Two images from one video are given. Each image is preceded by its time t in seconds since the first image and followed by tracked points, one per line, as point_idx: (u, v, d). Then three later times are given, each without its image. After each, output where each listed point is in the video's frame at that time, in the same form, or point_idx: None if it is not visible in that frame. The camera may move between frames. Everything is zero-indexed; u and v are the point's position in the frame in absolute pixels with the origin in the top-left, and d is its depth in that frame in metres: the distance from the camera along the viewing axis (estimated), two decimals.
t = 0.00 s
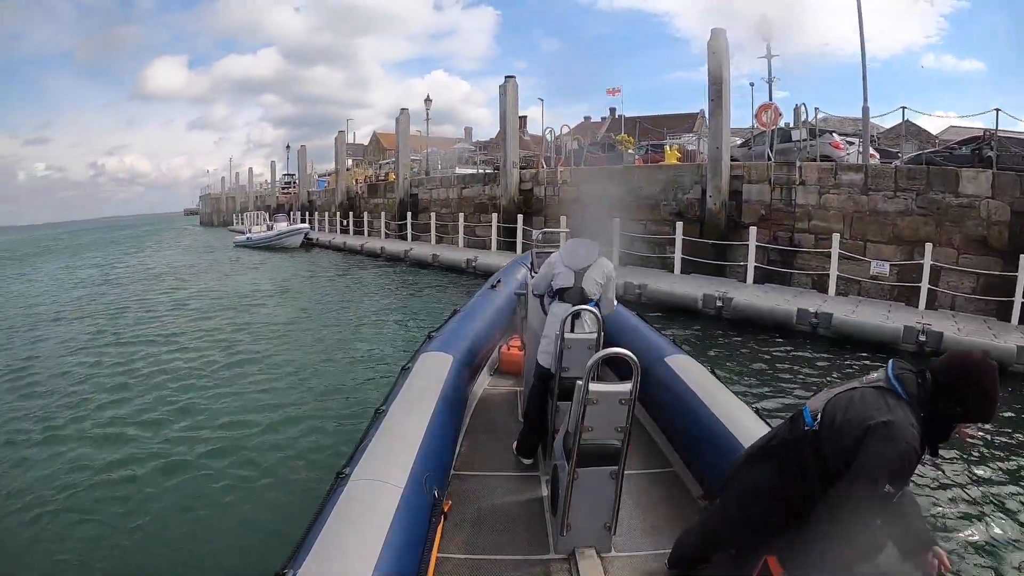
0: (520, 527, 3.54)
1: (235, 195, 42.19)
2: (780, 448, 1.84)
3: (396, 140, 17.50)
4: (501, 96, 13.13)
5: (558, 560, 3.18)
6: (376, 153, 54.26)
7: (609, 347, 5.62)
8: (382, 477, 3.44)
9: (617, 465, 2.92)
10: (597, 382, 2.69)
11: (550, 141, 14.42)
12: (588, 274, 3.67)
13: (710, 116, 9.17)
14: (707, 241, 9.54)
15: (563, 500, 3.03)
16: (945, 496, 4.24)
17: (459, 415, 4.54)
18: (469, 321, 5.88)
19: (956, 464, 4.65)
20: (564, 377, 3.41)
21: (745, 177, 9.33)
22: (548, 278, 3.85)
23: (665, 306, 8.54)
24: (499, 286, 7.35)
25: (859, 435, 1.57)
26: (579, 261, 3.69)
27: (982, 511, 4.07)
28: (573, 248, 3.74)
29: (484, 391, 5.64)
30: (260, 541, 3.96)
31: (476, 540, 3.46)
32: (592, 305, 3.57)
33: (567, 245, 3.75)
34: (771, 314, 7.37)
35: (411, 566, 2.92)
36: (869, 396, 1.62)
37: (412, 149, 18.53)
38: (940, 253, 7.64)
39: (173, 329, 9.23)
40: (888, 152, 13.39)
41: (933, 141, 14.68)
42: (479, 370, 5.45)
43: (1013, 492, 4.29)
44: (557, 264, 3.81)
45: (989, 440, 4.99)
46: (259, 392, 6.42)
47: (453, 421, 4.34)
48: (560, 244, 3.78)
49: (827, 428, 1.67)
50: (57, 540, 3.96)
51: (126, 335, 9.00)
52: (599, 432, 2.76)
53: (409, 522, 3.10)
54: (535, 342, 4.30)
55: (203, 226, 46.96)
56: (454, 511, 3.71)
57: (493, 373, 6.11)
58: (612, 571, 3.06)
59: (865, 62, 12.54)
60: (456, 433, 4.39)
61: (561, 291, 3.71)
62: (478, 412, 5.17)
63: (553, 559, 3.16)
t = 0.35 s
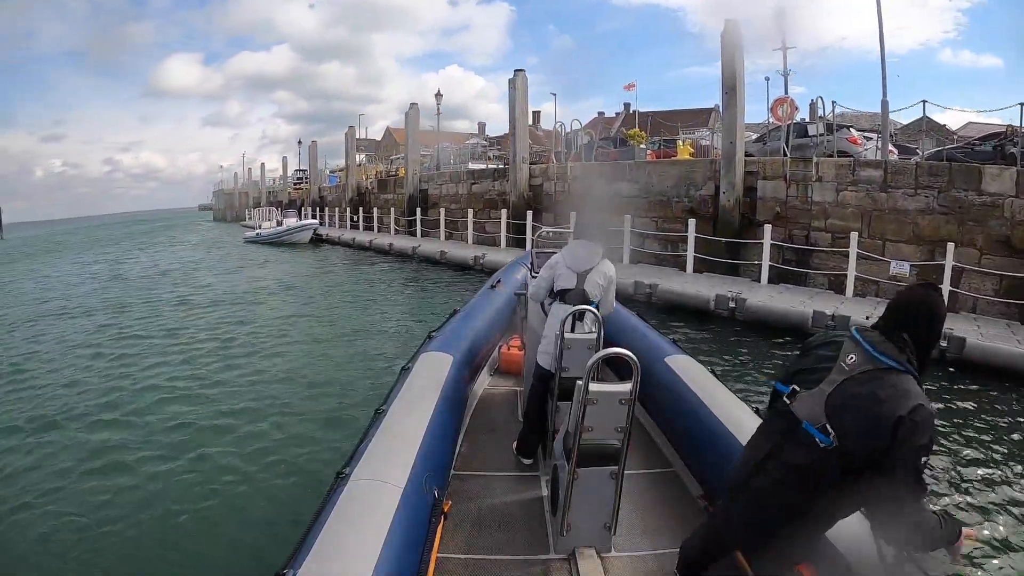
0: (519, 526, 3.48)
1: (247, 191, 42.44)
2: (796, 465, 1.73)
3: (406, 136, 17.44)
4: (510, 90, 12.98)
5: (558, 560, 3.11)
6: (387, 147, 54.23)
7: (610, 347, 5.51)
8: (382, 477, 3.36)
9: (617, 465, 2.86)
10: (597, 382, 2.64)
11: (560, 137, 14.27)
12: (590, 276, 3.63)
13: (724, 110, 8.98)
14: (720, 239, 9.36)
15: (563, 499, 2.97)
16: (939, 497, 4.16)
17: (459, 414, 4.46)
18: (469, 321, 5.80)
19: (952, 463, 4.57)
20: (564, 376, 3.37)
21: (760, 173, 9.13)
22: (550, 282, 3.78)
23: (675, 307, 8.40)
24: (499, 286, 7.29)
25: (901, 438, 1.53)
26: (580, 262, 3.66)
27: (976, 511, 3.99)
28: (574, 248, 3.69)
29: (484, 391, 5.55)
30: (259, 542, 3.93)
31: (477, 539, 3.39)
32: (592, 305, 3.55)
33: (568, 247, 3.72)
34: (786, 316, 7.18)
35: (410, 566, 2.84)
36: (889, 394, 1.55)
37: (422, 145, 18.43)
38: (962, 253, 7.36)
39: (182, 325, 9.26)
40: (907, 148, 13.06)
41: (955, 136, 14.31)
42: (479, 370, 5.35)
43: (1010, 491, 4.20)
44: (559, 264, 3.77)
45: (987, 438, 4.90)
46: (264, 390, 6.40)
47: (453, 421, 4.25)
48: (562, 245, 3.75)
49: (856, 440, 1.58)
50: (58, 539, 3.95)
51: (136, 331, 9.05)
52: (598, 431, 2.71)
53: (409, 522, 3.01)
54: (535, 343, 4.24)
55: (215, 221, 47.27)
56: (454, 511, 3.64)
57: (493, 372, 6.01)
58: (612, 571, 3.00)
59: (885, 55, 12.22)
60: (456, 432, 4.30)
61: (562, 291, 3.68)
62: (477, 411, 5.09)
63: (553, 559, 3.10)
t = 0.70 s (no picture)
0: (519, 526, 3.42)
1: (260, 190, 42.72)
2: (764, 421, 1.88)
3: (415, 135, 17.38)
4: (519, 87, 12.87)
5: (558, 560, 3.06)
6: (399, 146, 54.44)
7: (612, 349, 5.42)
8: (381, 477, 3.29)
9: (618, 465, 2.83)
10: (597, 382, 2.60)
11: (570, 135, 14.11)
12: (588, 276, 3.56)
13: (736, 107, 8.79)
14: (733, 240, 9.18)
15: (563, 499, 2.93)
16: (938, 504, 4.08)
17: (459, 414, 4.39)
18: (469, 321, 5.73)
19: (956, 470, 4.47)
20: (564, 377, 3.32)
21: (774, 171, 8.95)
22: (549, 280, 3.71)
23: (685, 309, 8.24)
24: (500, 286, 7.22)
25: (842, 364, 1.79)
26: (580, 262, 3.58)
27: (976, 521, 3.90)
28: (573, 248, 3.62)
29: (484, 391, 5.46)
30: (258, 545, 3.89)
31: (477, 539, 3.32)
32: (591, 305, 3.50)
33: (567, 246, 3.64)
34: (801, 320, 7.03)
35: (410, 566, 2.77)
36: (818, 329, 1.83)
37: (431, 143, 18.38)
38: (983, 256, 7.11)
39: (189, 325, 9.26)
40: (926, 146, 12.77)
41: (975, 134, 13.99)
42: (479, 371, 5.27)
43: (1013, 501, 4.10)
44: (557, 263, 3.71)
45: (993, 445, 4.80)
46: (268, 392, 6.37)
47: (453, 421, 4.18)
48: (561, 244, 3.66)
49: (805, 376, 1.82)
50: (59, 541, 3.93)
51: (144, 330, 9.08)
52: (598, 432, 2.68)
53: (409, 522, 2.94)
54: (535, 343, 4.17)
55: (228, 220, 47.60)
56: (454, 512, 3.57)
57: (493, 373, 5.92)
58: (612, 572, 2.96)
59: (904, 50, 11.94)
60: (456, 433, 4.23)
61: (559, 291, 3.62)
62: (477, 412, 5.01)
63: (552, 559, 3.04)
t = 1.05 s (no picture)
0: (519, 525, 3.41)
1: (271, 189, 42.94)
2: (734, 376, 2.20)
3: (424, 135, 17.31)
4: (529, 87, 12.77)
5: (558, 560, 3.05)
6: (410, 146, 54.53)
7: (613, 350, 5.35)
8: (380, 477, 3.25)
9: (618, 465, 2.84)
10: (597, 382, 2.62)
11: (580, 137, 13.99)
12: (583, 276, 3.58)
13: (749, 110, 8.62)
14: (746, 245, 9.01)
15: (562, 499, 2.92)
16: (931, 505, 4.05)
17: (460, 414, 4.33)
18: (469, 321, 5.72)
19: (947, 469, 4.48)
20: (564, 377, 3.40)
21: (788, 174, 8.78)
22: (547, 278, 3.82)
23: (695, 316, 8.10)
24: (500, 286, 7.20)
25: (800, 328, 2.12)
26: (575, 261, 3.60)
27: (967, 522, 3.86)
28: (572, 248, 3.62)
29: (484, 391, 5.39)
30: (254, 540, 3.89)
31: (477, 540, 3.30)
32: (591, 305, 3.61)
33: (563, 247, 3.64)
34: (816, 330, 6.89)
35: (410, 568, 2.73)
36: (779, 296, 2.15)
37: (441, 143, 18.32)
38: (1004, 264, 6.88)
39: (195, 321, 9.28)
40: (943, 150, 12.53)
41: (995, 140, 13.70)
42: (479, 370, 5.24)
43: (1006, 502, 4.06)
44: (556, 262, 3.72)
45: (992, 449, 4.75)
46: (270, 391, 6.32)
47: (454, 420, 4.15)
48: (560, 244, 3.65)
49: (769, 337, 2.15)
50: (54, 536, 3.91)
51: (150, 326, 9.08)
52: (599, 431, 2.69)
53: (409, 523, 2.91)
54: (535, 342, 4.24)
55: (239, 219, 47.88)
56: (454, 512, 3.53)
57: (493, 372, 5.83)
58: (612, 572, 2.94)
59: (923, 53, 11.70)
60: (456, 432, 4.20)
61: (555, 289, 3.66)
62: (478, 413, 4.90)
63: (552, 560, 3.03)
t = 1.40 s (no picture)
0: (519, 525, 3.47)
1: (281, 191, 43.21)
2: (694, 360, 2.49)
3: (432, 136, 17.26)
4: (536, 87, 12.69)
5: (558, 560, 3.10)
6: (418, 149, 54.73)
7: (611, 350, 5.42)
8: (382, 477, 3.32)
9: (617, 465, 2.90)
10: (597, 382, 2.65)
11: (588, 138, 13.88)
12: (581, 275, 3.67)
13: (760, 107, 8.49)
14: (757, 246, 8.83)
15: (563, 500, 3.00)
16: (918, 507, 4.13)
17: (458, 414, 4.44)
18: (468, 320, 5.83)
19: (945, 477, 4.47)
20: (564, 377, 3.51)
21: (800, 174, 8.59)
22: (546, 276, 3.92)
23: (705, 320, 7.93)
24: (500, 286, 7.33)
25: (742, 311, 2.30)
26: (572, 261, 3.69)
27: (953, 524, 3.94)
28: (570, 247, 3.70)
29: (484, 390, 5.45)
30: (252, 536, 3.92)
31: (478, 539, 3.37)
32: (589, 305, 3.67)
33: (562, 246, 3.72)
34: (830, 335, 6.62)
35: (410, 566, 2.81)
36: (725, 284, 2.36)
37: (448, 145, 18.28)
38: None
39: (200, 321, 9.32)
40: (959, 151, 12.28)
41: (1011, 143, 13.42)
42: (479, 370, 5.37)
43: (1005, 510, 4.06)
44: (555, 261, 3.81)
45: (981, 450, 4.83)
46: (274, 392, 6.31)
47: (453, 421, 4.25)
48: (558, 243, 3.74)
49: (717, 322, 2.38)
50: (52, 531, 3.95)
51: (156, 326, 9.09)
52: (600, 432, 2.73)
53: (408, 523, 2.99)
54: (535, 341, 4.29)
55: (249, 221, 48.25)
56: (454, 511, 3.63)
57: (493, 372, 5.87)
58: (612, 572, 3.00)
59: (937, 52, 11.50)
60: (456, 432, 4.30)
61: (553, 288, 3.75)
62: (477, 411, 5.01)
63: (553, 559, 3.08)
